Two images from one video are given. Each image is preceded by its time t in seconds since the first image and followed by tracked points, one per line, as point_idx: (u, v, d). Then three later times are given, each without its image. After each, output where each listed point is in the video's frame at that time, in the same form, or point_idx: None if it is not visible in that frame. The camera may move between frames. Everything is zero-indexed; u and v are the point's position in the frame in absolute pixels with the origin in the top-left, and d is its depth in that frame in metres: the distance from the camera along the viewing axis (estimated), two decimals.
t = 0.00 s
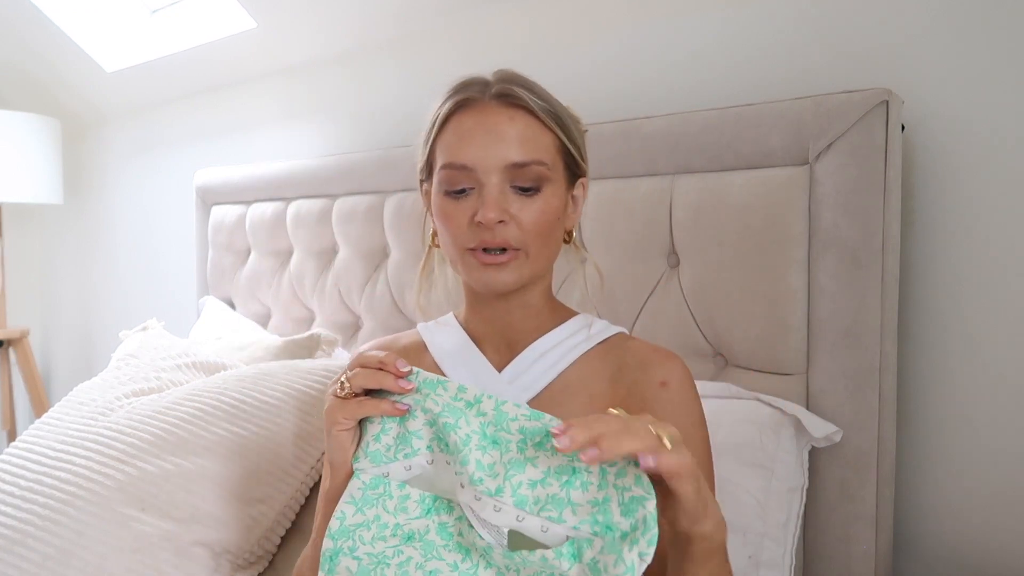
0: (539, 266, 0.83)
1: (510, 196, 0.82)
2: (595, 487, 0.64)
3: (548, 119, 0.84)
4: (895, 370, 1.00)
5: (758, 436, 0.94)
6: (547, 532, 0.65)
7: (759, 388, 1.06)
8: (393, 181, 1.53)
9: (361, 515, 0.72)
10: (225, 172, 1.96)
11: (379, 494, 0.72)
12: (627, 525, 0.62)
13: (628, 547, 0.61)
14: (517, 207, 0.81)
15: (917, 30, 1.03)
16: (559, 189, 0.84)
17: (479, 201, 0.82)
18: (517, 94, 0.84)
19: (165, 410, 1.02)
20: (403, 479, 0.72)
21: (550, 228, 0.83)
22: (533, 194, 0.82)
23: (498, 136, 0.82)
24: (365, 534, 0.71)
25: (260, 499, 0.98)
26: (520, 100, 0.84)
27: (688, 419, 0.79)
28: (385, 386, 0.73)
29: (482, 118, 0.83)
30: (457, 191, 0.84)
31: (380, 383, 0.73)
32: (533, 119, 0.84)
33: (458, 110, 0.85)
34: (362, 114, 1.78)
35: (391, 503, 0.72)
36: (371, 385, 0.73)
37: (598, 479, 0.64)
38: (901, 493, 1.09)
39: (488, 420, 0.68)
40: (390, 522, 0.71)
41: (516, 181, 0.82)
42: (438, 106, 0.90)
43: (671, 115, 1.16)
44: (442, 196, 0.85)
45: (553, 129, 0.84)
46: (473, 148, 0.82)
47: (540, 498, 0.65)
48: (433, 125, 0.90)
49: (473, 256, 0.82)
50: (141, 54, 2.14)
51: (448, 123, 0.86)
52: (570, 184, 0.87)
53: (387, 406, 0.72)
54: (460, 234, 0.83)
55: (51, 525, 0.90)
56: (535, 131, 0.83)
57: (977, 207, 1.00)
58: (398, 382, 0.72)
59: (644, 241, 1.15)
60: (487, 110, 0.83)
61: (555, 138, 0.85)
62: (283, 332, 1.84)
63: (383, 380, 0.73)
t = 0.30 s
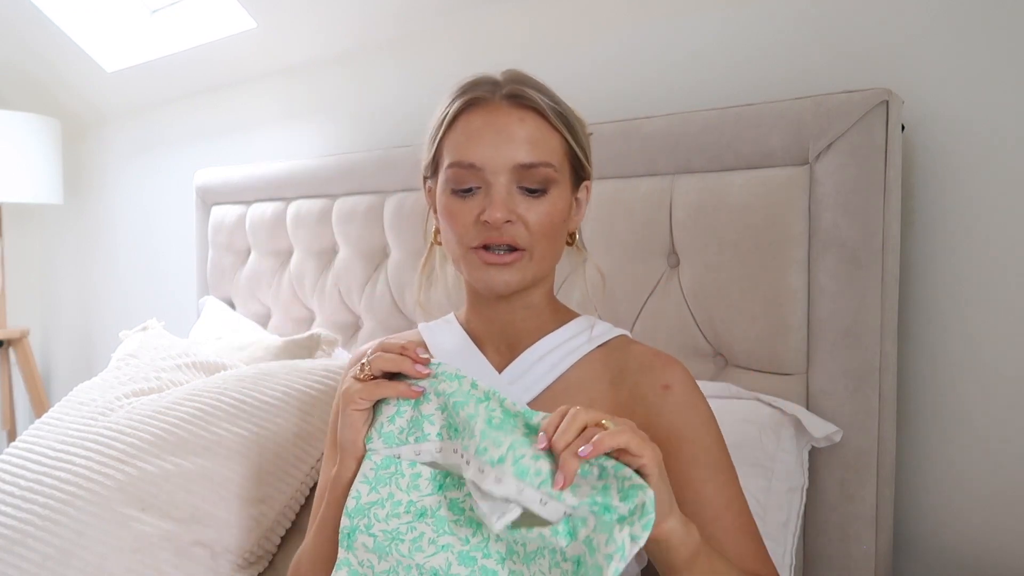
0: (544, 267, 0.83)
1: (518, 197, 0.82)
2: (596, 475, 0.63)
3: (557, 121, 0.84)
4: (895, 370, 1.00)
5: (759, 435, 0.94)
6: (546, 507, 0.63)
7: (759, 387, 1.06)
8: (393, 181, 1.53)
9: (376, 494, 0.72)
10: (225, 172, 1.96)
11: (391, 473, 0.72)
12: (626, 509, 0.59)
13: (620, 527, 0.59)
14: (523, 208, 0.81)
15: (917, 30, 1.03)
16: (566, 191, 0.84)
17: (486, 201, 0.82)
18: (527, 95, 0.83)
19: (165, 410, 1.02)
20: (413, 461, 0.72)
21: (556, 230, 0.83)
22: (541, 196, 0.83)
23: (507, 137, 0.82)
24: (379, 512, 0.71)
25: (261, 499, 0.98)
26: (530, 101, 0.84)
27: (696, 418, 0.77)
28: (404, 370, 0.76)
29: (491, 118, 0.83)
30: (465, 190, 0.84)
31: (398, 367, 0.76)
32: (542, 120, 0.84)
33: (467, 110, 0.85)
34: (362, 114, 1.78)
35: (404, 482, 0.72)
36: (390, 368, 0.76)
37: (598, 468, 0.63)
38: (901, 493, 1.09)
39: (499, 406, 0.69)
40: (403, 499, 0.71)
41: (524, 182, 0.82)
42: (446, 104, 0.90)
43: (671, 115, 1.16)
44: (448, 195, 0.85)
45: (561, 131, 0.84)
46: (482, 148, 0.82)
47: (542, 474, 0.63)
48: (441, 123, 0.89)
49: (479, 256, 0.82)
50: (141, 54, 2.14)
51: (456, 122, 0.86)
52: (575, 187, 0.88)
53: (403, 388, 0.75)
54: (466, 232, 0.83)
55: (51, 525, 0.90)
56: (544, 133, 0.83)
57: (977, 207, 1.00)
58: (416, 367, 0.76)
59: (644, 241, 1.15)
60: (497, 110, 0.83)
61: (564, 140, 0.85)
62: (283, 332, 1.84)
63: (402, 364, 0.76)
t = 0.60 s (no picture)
0: (547, 266, 0.83)
1: (515, 199, 0.82)
2: (588, 476, 0.64)
3: (549, 120, 0.83)
4: (895, 370, 1.00)
5: (759, 435, 0.94)
6: (542, 510, 0.64)
7: (759, 387, 1.06)
8: (393, 180, 1.53)
9: (369, 489, 0.72)
10: (225, 172, 1.96)
11: (386, 469, 0.73)
12: (620, 509, 0.60)
13: (620, 527, 0.60)
14: (522, 210, 0.81)
15: (917, 30, 1.03)
16: (564, 190, 0.84)
17: (484, 206, 0.82)
18: (516, 97, 0.83)
19: (165, 410, 1.02)
20: (409, 456, 0.73)
21: (556, 229, 0.83)
22: (538, 196, 0.82)
23: (500, 141, 0.82)
24: (372, 508, 0.72)
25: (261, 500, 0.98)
26: (520, 103, 0.83)
27: (702, 420, 0.77)
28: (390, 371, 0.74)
29: (482, 122, 0.83)
30: (462, 196, 0.84)
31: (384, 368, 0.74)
32: (534, 121, 0.83)
33: (459, 115, 0.85)
34: (362, 114, 1.78)
35: (398, 478, 0.72)
36: (376, 368, 0.74)
37: (591, 471, 0.64)
38: (901, 493, 1.09)
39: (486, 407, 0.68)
40: (396, 496, 0.72)
41: (520, 184, 0.82)
42: (441, 110, 0.90)
43: (671, 114, 1.16)
44: (448, 201, 0.85)
45: (556, 130, 0.84)
46: (475, 153, 0.82)
47: (535, 479, 0.64)
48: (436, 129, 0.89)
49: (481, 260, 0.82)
50: (141, 54, 2.14)
51: (450, 127, 0.86)
52: (576, 184, 0.87)
53: (391, 388, 0.74)
54: (466, 238, 0.83)
55: (51, 525, 0.90)
56: (536, 133, 0.83)
57: (977, 207, 1.00)
58: (403, 368, 0.73)
59: (645, 241, 1.15)
60: (488, 114, 0.83)
61: (558, 139, 0.84)
62: (283, 332, 1.84)
63: (388, 365, 0.74)
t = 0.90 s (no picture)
0: (548, 266, 0.83)
1: (516, 199, 0.82)
2: (595, 466, 0.64)
3: (550, 120, 0.83)
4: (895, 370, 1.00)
5: (759, 435, 0.94)
6: (550, 500, 0.65)
7: (759, 387, 1.06)
8: (393, 181, 1.53)
9: (375, 488, 0.72)
10: (225, 172, 1.96)
11: (393, 466, 0.72)
12: (625, 497, 0.61)
13: (624, 518, 0.60)
14: (522, 210, 0.81)
15: (916, 30, 1.03)
16: (565, 189, 0.84)
17: (485, 206, 0.82)
18: (516, 97, 0.83)
19: (165, 410, 1.02)
20: (415, 453, 0.73)
21: (557, 228, 0.83)
22: (539, 196, 0.82)
23: (501, 141, 0.82)
24: (379, 505, 0.71)
25: (261, 500, 0.98)
26: (521, 103, 0.83)
27: (702, 422, 0.77)
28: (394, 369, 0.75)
29: (483, 123, 0.83)
30: (463, 196, 0.84)
31: (388, 366, 0.75)
32: (535, 121, 0.83)
33: (460, 115, 0.85)
34: (362, 114, 1.78)
35: (404, 475, 0.72)
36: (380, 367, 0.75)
37: (597, 461, 0.64)
38: (901, 493, 1.09)
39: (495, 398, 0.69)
40: (404, 493, 0.71)
41: (521, 184, 0.82)
42: (442, 110, 0.90)
43: (671, 114, 1.16)
44: (449, 201, 0.85)
45: (557, 130, 0.84)
46: (476, 154, 0.82)
47: (544, 469, 0.65)
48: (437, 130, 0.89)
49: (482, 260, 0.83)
50: (141, 54, 2.14)
51: (451, 127, 0.86)
52: (577, 183, 0.87)
53: (395, 386, 0.74)
54: (468, 238, 0.83)
55: (51, 525, 0.90)
56: (538, 134, 0.83)
57: (977, 207, 1.00)
58: (406, 365, 0.74)
59: (645, 241, 1.15)
60: (489, 114, 0.83)
61: (559, 139, 0.84)
62: (283, 332, 1.84)
63: (391, 363, 0.75)
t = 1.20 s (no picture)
0: (548, 266, 0.83)
1: (516, 199, 0.82)
2: (595, 462, 0.64)
3: (550, 120, 0.83)
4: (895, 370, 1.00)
5: (759, 435, 0.94)
6: (549, 499, 0.64)
7: (760, 387, 1.06)
8: (393, 181, 1.53)
9: (379, 488, 0.71)
10: (225, 172, 1.96)
11: (395, 467, 0.72)
12: (627, 495, 0.62)
13: (627, 512, 0.61)
14: (522, 209, 0.81)
15: (916, 30, 1.03)
16: (565, 189, 0.84)
17: (485, 205, 0.82)
18: (517, 97, 0.83)
19: (165, 410, 1.02)
20: (416, 454, 0.72)
21: (557, 228, 0.83)
22: (539, 195, 0.82)
23: (501, 141, 0.82)
24: (383, 506, 0.71)
25: (261, 500, 0.98)
26: (521, 103, 0.83)
27: (700, 421, 0.77)
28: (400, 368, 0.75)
29: (484, 122, 0.83)
30: (464, 195, 0.84)
31: (393, 365, 0.75)
32: (535, 121, 0.83)
33: (460, 115, 0.85)
34: (362, 114, 1.78)
35: (407, 476, 0.72)
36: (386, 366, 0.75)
37: (598, 456, 0.64)
38: (901, 493, 1.09)
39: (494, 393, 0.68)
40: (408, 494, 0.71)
41: (521, 183, 0.82)
42: (442, 110, 0.90)
43: (672, 114, 1.16)
44: (449, 201, 0.85)
45: (557, 130, 0.84)
46: (476, 153, 0.82)
47: (542, 468, 0.65)
48: (438, 130, 0.89)
49: (482, 259, 0.83)
50: (141, 54, 2.14)
51: (451, 127, 0.86)
52: (577, 183, 0.87)
53: (401, 385, 0.74)
54: (468, 237, 0.83)
55: (51, 525, 0.90)
56: (537, 133, 0.83)
57: (977, 207, 1.00)
58: (411, 364, 0.74)
59: (644, 241, 1.15)
60: (489, 114, 0.83)
61: (559, 139, 0.84)
62: (283, 332, 1.84)
63: (397, 361, 0.74)
